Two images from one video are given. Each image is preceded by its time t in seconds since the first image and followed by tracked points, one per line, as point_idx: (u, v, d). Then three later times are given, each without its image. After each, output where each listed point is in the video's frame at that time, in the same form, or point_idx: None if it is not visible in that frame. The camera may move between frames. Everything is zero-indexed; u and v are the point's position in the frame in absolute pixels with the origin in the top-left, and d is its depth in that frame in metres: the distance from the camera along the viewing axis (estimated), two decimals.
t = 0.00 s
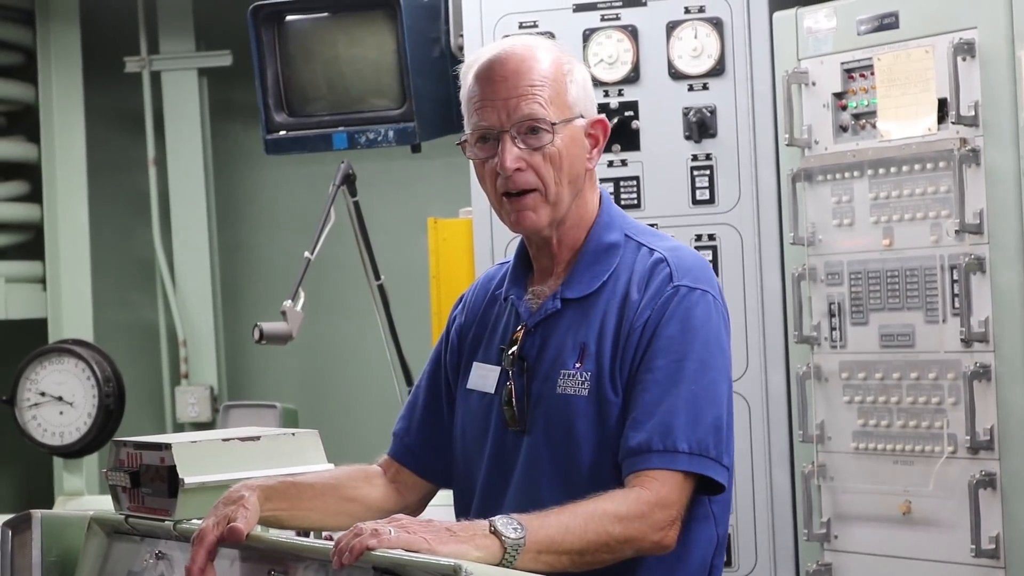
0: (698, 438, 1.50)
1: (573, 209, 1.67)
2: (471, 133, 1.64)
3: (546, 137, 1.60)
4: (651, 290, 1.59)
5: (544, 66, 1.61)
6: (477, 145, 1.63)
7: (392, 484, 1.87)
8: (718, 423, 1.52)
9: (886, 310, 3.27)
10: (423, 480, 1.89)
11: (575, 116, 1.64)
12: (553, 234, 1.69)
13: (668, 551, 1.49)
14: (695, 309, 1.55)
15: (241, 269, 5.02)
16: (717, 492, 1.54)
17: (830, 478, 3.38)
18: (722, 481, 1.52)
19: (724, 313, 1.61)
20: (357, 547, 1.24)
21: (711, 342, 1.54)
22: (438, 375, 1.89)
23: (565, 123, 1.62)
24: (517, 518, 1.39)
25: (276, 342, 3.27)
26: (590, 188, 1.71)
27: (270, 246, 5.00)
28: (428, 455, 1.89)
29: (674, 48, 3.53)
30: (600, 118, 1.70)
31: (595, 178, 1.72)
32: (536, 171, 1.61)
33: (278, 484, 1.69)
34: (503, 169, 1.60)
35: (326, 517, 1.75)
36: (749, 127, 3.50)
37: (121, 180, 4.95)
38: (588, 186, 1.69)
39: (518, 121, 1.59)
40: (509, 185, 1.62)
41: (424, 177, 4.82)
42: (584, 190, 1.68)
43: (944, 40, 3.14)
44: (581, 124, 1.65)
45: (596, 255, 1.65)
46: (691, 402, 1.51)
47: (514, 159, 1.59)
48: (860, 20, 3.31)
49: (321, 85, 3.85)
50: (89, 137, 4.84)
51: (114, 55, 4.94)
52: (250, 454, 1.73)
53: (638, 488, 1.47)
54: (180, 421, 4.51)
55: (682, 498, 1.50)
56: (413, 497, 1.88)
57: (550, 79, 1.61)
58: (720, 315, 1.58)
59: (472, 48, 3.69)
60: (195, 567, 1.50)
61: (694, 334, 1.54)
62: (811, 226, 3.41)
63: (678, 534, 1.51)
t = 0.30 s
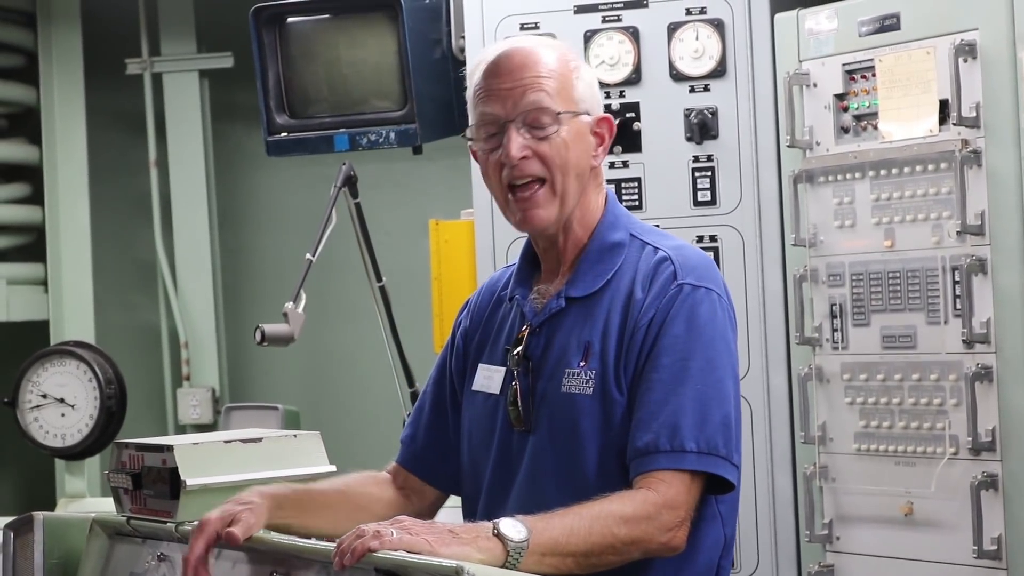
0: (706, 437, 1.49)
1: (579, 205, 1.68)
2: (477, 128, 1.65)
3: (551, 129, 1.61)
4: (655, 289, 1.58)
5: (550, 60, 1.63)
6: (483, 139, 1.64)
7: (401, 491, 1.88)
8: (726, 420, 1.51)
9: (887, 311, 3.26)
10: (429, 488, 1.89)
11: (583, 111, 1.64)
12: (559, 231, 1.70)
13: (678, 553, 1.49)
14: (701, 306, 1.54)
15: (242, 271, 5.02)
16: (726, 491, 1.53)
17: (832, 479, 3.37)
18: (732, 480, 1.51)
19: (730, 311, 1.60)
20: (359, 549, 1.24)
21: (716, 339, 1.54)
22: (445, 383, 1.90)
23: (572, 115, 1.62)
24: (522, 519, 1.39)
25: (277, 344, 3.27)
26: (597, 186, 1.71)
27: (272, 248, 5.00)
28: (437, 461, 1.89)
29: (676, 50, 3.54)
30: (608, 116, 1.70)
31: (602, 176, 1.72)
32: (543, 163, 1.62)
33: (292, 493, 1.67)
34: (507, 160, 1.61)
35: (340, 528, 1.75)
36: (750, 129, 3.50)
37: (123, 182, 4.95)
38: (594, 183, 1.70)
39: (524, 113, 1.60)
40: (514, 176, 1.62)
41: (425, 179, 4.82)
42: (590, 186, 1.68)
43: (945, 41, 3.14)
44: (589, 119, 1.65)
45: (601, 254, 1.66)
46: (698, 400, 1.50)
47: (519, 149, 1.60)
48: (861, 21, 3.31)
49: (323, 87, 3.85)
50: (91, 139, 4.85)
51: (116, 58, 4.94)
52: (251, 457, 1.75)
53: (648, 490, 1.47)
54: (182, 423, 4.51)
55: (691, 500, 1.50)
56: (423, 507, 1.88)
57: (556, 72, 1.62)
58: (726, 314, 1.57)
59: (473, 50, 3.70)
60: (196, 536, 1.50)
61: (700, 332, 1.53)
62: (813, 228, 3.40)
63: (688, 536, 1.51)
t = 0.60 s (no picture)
0: (710, 433, 1.50)
1: (589, 203, 1.69)
2: (494, 120, 1.66)
3: (571, 123, 1.63)
4: (659, 285, 1.58)
5: (570, 58, 1.65)
6: (501, 131, 1.65)
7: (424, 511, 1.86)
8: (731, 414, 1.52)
9: (890, 312, 3.26)
10: (433, 497, 1.88)
11: (599, 109, 1.67)
12: (568, 228, 1.70)
13: (683, 547, 1.50)
14: (706, 301, 1.55)
15: (244, 272, 5.02)
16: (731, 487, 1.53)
17: (834, 480, 3.37)
18: (735, 476, 1.52)
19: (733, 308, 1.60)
20: (373, 546, 1.27)
21: (721, 334, 1.54)
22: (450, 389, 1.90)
23: (591, 112, 1.65)
24: (526, 519, 1.39)
25: (281, 345, 3.27)
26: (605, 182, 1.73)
27: (274, 248, 5.00)
28: (440, 468, 1.88)
29: (678, 51, 3.54)
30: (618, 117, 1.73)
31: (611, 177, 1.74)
32: (563, 154, 1.63)
33: (355, 515, 1.67)
34: (528, 151, 1.62)
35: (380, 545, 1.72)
36: (753, 130, 3.50)
37: (125, 183, 4.95)
38: (605, 182, 1.71)
39: (547, 104, 1.62)
40: (533, 169, 1.63)
41: (427, 180, 4.82)
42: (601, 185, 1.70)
43: (949, 42, 3.14)
44: (604, 118, 1.68)
45: (605, 251, 1.66)
46: (704, 394, 1.50)
47: (539, 142, 1.62)
48: (864, 23, 3.31)
49: (326, 88, 3.85)
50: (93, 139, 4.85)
51: (118, 58, 4.94)
52: (256, 458, 1.70)
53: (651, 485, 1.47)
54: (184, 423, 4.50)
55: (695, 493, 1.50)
56: (435, 516, 1.87)
57: (576, 70, 1.65)
58: (730, 310, 1.58)
59: (476, 51, 3.70)
60: (269, 512, 1.55)
61: (705, 326, 1.53)
62: (816, 229, 3.40)
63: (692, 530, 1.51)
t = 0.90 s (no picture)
0: (695, 427, 1.49)
1: (569, 207, 1.68)
2: (471, 131, 1.65)
3: (545, 131, 1.61)
4: (640, 284, 1.58)
5: (542, 63, 1.63)
6: (478, 142, 1.64)
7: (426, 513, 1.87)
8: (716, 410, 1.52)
9: (891, 314, 3.26)
10: (431, 497, 1.89)
11: (575, 113, 1.64)
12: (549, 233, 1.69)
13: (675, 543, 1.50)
14: (685, 298, 1.54)
15: (244, 272, 5.02)
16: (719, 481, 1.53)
17: (835, 482, 3.36)
18: (723, 470, 1.52)
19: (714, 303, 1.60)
20: (375, 545, 1.28)
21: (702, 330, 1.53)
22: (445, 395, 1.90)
23: (567, 117, 1.62)
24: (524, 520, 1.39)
25: (281, 346, 3.27)
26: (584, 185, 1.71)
27: (275, 249, 5.01)
28: (437, 471, 1.89)
29: (679, 52, 3.54)
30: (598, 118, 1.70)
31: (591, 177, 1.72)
32: (537, 162, 1.61)
33: (362, 517, 1.68)
34: (503, 163, 1.61)
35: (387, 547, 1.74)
36: (754, 132, 3.50)
37: (126, 184, 4.96)
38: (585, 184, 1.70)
39: (519, 113, 1.60)
40: (510, 179, 1.62)
41: (428, 181, 4.82)
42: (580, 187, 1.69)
43: (949, 44, 3.14)
44: (581, 121, 1.65)
45: (586, 252, 1.65)
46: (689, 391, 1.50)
47: (515, 153, 1.60)
48: (864, 24, 3.31)
49: (326, 90, 3.85)
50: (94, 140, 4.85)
51: (119, 59, 4.95)
52: (255, 460, 1.70)
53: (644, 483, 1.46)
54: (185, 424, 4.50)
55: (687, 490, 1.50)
56: (435, 518, 1.88)
57: (549, 75, 1.62)
58: (710, 305, 1.57)
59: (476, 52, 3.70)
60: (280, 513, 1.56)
61: (685, 323, 1.53)
62: (817, 230, 3.41)
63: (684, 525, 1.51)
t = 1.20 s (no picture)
0: (688, 418, 1.48)
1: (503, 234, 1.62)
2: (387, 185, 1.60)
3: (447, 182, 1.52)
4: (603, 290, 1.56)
5: (432, 108, 1.52)
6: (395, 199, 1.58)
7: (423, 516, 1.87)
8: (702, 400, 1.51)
9: (890, 314, 3.26)
10: (424, 500, 1.88)
11: (478, 146, 1.54)
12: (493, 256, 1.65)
13: (703, 534, 1.48)
14: (650, 296, 1.52)
15: (244, 274, 5.03)
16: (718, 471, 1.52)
17: (835, 482, 3.36)
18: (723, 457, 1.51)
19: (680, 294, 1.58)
20: (375, 545, 1.29)
21: (671, 325, 1.52)
22: (430, 407, 1.91)
23: (467, 159, 1.53)
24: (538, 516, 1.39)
25: (281, 347, 3.27)
26: (520, 204, 1.63)
27: (274, 250, 5.01)
28: (432, 478, 1.88)
29: (679, 53, 3.54)
30: (515, 134, 1.57)
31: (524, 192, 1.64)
32: (447, 217, 1.55)
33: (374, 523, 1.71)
34: (414, 221, 1.55)
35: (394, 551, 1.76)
36: (753, 132, 3.50)
37: (125, 185, 4.96)
38: (516, 203, 1.62)
39: (414, 174, 1.52)
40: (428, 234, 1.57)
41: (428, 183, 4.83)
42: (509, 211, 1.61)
43: (949, 45, 3.14)
44: (488, 151, 1.55)
45: (546, 260, 1.63)
46: (669, 388, 1.49)
47: (422, 213, 1.54)
48: (864, 25, 3.31)
49: (326, 90, 3.86)
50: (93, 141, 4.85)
51: (119, 60, 4.95)
52: (255, 460, 1.71)
53: (663, 475, 1.45)
54: (185, 425, 4.50)
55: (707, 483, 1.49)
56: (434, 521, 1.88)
57: (441, 118, 1.52)
58: (675, 297, 1.56)
59: (476, 53, 3.70)
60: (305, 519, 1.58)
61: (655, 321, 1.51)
62: (816, 231, 3.41)
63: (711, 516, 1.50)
